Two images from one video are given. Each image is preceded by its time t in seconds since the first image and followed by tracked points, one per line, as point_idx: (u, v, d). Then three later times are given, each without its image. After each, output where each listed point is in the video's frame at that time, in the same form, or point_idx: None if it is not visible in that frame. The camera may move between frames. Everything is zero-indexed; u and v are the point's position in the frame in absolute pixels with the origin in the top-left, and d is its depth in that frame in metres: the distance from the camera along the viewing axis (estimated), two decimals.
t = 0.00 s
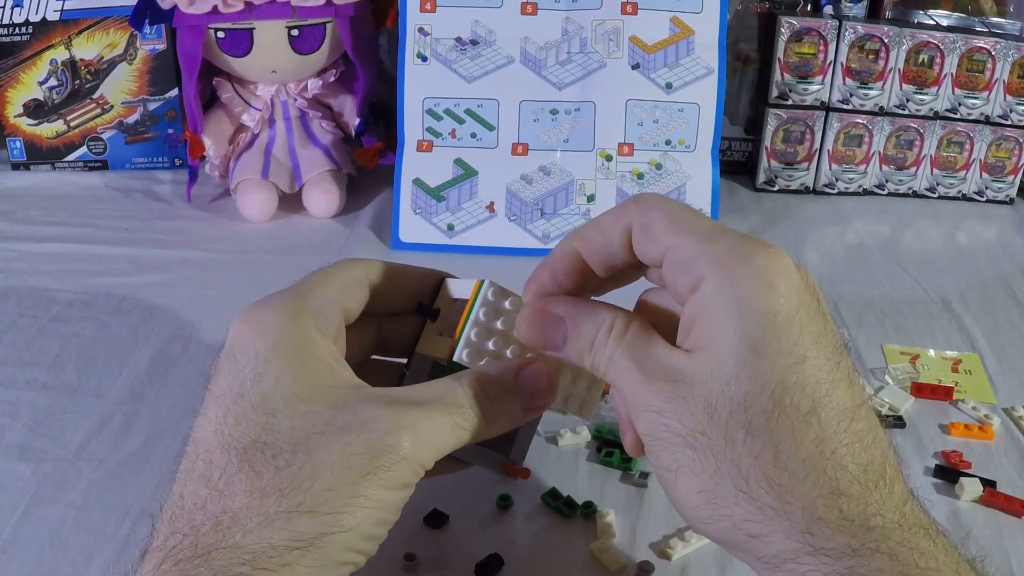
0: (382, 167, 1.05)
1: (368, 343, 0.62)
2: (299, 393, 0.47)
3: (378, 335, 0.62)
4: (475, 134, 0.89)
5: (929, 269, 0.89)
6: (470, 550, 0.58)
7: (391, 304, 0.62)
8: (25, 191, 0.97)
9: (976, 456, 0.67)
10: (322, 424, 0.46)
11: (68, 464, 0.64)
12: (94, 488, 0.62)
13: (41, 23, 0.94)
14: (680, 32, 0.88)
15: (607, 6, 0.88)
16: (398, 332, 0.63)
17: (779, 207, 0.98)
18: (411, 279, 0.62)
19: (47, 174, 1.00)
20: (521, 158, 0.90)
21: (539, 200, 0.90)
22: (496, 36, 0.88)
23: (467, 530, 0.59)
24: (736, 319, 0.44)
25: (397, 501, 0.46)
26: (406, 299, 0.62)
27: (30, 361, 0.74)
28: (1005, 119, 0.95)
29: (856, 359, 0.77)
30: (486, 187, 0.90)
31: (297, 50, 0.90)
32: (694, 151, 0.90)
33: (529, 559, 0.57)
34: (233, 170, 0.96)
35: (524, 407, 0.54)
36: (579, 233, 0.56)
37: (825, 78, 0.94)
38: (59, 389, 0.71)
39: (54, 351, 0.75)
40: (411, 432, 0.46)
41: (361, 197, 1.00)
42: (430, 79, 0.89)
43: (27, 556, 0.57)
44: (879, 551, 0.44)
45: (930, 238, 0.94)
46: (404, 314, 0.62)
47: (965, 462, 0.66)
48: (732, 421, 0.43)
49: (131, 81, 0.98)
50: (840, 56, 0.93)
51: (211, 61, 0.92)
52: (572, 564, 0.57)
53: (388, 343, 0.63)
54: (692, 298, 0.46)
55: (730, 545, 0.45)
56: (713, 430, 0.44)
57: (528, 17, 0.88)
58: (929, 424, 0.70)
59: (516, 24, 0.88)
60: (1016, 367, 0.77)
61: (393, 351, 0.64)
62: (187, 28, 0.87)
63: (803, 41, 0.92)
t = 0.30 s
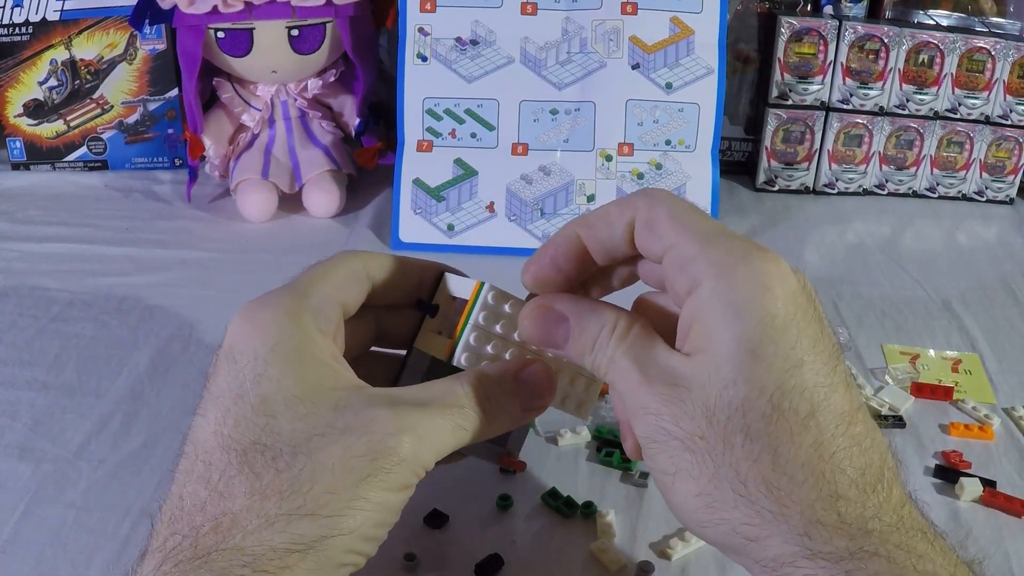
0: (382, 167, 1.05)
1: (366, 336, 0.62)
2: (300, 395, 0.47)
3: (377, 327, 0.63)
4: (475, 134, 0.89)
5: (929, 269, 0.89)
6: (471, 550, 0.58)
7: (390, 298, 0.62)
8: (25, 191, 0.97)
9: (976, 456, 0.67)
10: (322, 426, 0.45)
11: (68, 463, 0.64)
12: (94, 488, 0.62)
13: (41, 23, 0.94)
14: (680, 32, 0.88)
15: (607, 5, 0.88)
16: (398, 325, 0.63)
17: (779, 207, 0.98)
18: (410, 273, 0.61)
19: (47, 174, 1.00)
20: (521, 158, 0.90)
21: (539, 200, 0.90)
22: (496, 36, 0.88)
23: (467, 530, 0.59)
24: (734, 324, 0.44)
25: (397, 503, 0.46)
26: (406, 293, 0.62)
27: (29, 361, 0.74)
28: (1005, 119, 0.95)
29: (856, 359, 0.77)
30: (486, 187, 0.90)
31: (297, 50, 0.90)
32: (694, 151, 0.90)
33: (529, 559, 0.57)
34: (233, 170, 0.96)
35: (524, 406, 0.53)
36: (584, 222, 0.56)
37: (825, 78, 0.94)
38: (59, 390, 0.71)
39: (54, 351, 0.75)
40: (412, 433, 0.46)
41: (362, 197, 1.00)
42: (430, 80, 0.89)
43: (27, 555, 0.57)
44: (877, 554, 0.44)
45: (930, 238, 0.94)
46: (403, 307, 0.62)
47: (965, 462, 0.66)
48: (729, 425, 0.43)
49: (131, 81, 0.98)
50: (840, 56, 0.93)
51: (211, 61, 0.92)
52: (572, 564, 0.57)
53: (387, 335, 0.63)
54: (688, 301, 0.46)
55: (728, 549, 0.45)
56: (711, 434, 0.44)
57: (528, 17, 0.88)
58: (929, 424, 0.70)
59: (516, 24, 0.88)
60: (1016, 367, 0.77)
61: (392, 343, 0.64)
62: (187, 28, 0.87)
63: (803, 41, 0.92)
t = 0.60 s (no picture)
0: (383, 166, 1.05)
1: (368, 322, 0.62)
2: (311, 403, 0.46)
3: (379, 314, 0.62)
4: (475, 134, 0.89)
5: (929, 269, 0.89)
6: (471, 550, 0.58)
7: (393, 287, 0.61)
8: (25, 191, 0.97)
9: (976, 456, 0.67)
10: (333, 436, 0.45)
11: (68, 464, 0.64)
12: (94, 488, 0.62)
13: (41, 23, 0.94)
14: (680, 32, 0.88)
15: (607, 6, 0.88)
16: (398, 311, 0.63)
17: (779, 207, 0.98)
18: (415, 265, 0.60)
19: (47, 174, 1.00)
20: (521, 158, 0.90)
21: (539, 200, 0.90)
22: (496, 36, 0.88)
23: (467, 530, 0.59)
24: (718, 330, 0.44)
25: (401, 513, 0.47)
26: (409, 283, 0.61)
27: (29, 361, 0.74)
28: (1005, 119, 0.95)
29: (856, 359, 0.77)
30: (486, 187, 0.90)
31: (297, 50, 0.90)
32: (694, 151, 0.90)
33: (529, 559, 0.57)
34: (233, 170, 0.96)
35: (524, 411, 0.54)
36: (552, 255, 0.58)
37: (825, 78, 0.94)
38: (59, 390, 0.71)
39: (54, 351, 0.75)
40: (420, 443, 0.47)
41: (362, 196, 1.00)
42: (430, 80, 0.89)
43: (27, 555, 0.57)
44: (873, 561, 0.43)
45: (930, 238, 0.94)
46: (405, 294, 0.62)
47: (965, 462, 0.66)
48: (719, 430, 0.44)
49: (131, 81, 0.98)
50: (840, 56, 0.93)
51: (211, 61, 0.92)
52: (572, 564, 0.57)
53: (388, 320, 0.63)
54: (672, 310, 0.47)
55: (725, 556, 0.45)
56: (701, 441, 0.44)
57: (528, 17, 0.88)
58: (929, 424, 0.70)
59: (516, 24, 0.88)
60: (1016, 367, 0.77)
61: (393, 326, 0.63)
62: (187, 28, 0.87)
63: (803, 41, 0.92)
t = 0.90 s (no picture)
0: (383, 167, 1.05)
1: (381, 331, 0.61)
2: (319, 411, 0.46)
3: (392, 323, 0.61)
4: (475, 134, 0.89)
5: (929, 269, 0.89)
6: (471, 550, 0.58)
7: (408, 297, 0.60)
8: (25, 191, 0.97)
9: (976, 456, 0.67)
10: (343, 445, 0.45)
11: (68, 463, 0.64)
12: (94, 488, 0.62)
13: (41, 23, 0.94)
14: (680, 32, 0.88)
15: (607, 5, 0.88)
16: (412, 322, 0.62)
17: (779, 207, 0.98)
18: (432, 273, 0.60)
19: (47, 174, 1.00)
20: (521, 158, 0.90)
21: (539, 200, 0.90)
22: (496, 36, 0.88)
23: (467, 530, 0.59)
24: (727, 320, 0.44)
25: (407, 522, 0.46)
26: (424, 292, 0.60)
27: (29, 361, 0.74)
28: (1005, 119, 0.95)
29: (856, 359, 0.77)
30: (486, 187, 0.90)
31: (297, 50, 0.90)
32: (694, 151, 0.90)
33: (530, 559, 0.57)
34: (233, 170, 0.96)
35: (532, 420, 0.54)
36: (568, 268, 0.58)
37: (825, 78, 0.94)
38: (59, 390, 0.71)
39: (54, 351, 0.75)
40: (428, 453, 0.46)
41: (362, 196, 1.00)
42: (430, 80, 0.89)
43: (27, 555, 0.57)
44: (880, 547, 0.43)
45: (930, 238, 0.94)
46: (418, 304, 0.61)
47: (965, 462, 0.66)
48: (724, 420, 0.44)
49: (131, 81, 0.98)
50: (840, 56, 0.93)
51: (211, 61, 0.92)
52: (572, 564, 0.57)
53: (401, 329, 0.62)
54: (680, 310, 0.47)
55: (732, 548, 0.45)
56: (705, 431, 0.44)
57: (528, 17, 0.88)
58: (929, 424, 0.70)
59: (516, 24, 0.88)
60: (1016, 367, 0.77)
61: (406, 336, 0.62)
62: (187, 27, 0.87)
63: (803, 41, 0.92)
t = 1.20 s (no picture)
0: (383, 167, 1.05)
1: (353, 344, 0.61)
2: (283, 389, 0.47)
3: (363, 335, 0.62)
4: (475, 134, 0.89)
5: (929, 269, 0.89)
6: (471, 551, 0.58)
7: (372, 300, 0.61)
8: (25, 191, 0.97)
9: (976, 456, 0.67)
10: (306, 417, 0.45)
11: (68, 463, 0.64)
12: (94, 488, 0.62)
13: (41, 23, 0.94)
14: (680, 32, 0.88)
15: (607, 5, 0.88)
16: (384, 332, 0.63)
17: (778, 207, 0.98)
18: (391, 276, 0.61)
19: (47, 174, 1.00)
20: (521, 158, 0.90)
21: (539, 200, 0.90)
22: (496, 36, 0.88)
23: (467, 530, 0.59)
24: (797, 271, 0.45)
25: (379, 490, 0.46)
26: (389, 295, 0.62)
27: (29, 361, 0.74)
28: (1005, 119, 0.95)
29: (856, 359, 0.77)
30: (486, 187, 0.90)
31: (297, 50, 0.90)
32: (694, 151, 0.90)
33: (530, 560, 0.57)
34: (233, 170, 0.96)
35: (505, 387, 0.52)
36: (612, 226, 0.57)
37: (825, 78, 0.94)
38: (59, 390, 0.71)
39: (55, 351, 0.75)
40: (395, 417, 0.46)
41: (362, 196, 1.00)
42: (430, 80, 0.89)
43: (28, 555, 0.57)
44: (933, 505, 0.43)
45: (930, 238, 0.94)
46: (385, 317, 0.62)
47: (965, 462, 0.66)
48: (797, 359, 0.43)
49: (131, 81, 0.98)
50: (840, 56, 0.93)
51: (211, 61, 0.92)
52: (573, 564, 0.57)
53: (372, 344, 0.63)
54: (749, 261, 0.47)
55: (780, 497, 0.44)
56: (778, 367, 0.43)
57: (528, 17, 0.88)
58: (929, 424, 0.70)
59: (516, 24, 0.88)
60: (1016, 367, 0.77)
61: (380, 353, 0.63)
62: (187, 28, 0.87)
63: (803, 41, 0.92)
